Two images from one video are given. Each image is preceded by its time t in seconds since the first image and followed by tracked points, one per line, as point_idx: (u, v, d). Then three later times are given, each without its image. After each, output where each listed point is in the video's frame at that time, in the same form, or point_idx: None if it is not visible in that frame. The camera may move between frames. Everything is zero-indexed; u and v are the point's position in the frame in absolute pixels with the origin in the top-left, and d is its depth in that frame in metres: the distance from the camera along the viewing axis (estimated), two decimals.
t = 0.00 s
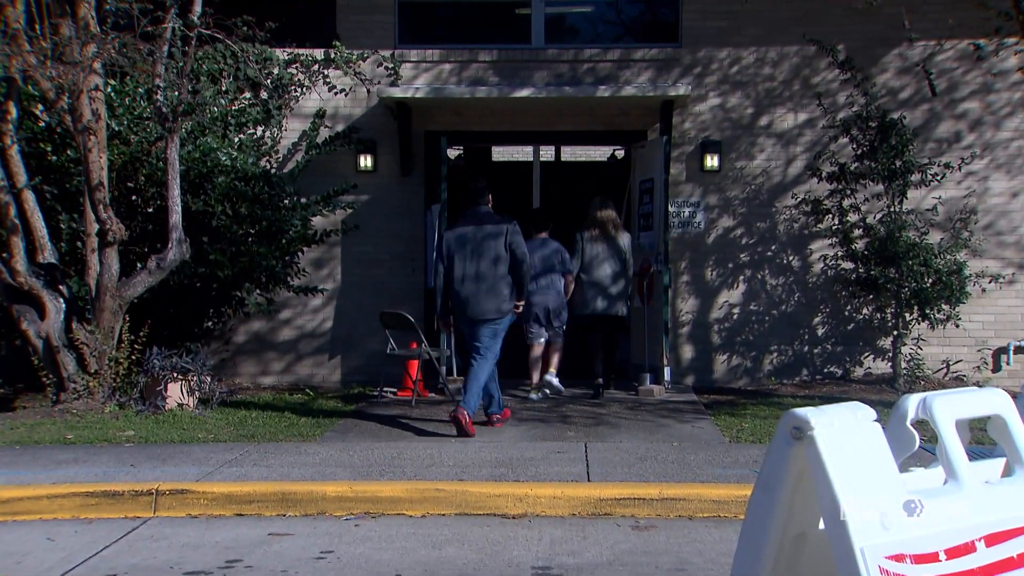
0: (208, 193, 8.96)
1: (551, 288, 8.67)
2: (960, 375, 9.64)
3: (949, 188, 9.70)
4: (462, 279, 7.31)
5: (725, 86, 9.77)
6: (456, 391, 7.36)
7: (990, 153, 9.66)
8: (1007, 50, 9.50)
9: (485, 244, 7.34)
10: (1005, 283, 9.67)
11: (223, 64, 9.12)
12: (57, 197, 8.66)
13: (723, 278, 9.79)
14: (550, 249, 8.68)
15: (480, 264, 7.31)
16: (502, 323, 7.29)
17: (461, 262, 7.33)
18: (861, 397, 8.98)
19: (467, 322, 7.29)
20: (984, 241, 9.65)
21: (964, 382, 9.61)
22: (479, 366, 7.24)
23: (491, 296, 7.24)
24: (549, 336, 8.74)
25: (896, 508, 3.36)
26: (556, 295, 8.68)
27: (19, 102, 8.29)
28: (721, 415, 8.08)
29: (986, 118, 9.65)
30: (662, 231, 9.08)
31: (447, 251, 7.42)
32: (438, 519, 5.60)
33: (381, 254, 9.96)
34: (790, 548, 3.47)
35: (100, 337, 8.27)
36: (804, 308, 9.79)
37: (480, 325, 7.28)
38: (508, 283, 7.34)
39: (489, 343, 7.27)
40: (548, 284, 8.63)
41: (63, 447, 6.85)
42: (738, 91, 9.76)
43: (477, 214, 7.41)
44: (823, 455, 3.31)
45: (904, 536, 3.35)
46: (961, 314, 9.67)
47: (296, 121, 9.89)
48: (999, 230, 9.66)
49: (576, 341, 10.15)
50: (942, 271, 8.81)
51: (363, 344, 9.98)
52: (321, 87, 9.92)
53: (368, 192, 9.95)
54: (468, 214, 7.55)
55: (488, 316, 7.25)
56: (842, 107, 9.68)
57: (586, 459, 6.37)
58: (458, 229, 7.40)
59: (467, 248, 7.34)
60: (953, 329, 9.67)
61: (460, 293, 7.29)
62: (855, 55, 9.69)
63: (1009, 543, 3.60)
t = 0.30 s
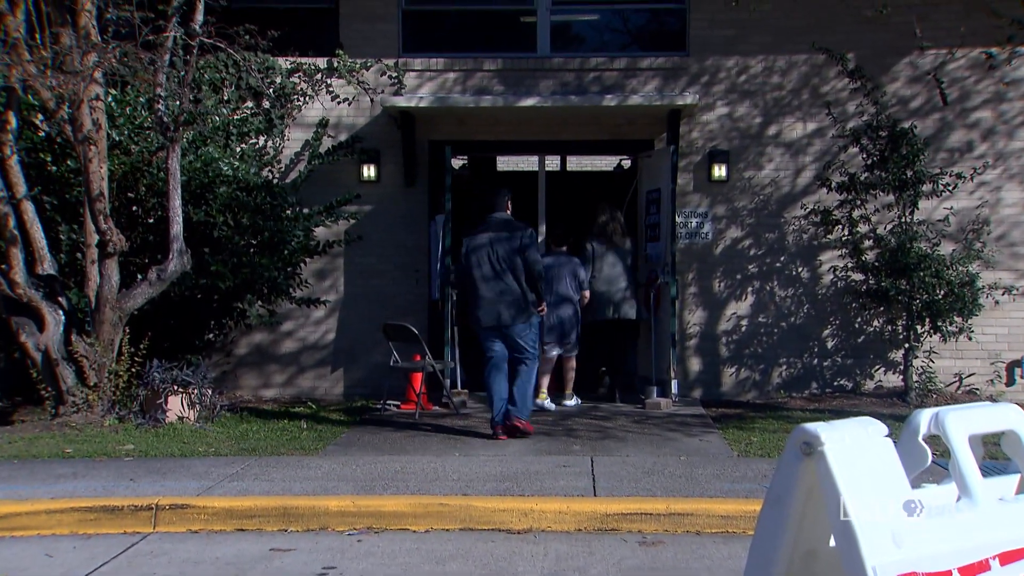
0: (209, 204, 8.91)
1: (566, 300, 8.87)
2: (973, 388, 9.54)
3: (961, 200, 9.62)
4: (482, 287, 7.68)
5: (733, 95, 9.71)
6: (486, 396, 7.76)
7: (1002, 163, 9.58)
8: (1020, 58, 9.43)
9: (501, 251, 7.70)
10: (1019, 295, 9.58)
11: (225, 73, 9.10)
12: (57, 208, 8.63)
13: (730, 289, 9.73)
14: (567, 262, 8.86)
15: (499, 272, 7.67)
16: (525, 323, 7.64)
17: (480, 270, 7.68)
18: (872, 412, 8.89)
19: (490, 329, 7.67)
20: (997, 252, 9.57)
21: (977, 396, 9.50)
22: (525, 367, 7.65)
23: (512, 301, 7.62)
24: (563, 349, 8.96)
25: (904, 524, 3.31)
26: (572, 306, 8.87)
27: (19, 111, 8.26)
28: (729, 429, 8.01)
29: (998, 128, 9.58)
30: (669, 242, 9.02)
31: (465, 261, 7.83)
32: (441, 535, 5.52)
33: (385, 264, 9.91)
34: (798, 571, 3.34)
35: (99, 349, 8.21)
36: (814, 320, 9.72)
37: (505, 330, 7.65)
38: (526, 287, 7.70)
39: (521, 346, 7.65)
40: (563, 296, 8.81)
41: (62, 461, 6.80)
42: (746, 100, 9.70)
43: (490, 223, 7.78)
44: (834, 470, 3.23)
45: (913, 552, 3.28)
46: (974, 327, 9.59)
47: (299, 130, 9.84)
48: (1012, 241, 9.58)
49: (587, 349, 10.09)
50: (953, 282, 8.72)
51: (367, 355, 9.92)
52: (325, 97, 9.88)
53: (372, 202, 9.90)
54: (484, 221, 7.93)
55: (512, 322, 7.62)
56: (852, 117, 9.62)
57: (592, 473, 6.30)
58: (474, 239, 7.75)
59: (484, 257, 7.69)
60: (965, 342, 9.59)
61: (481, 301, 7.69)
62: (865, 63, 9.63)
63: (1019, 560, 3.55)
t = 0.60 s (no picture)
0: (213, 210, 8.90)
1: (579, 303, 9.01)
2: (978, 395, 9.51)
3: (967, 206, 9.60)
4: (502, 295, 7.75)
5: (737, 101, 9.70)
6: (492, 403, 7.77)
7: (1008, 169, 9.56)
8: None
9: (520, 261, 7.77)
10: None
11: (229, 78, 9.10)
12: (60, 214, 8.63)
13: (735, 296, 9.71)
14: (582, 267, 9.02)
15: (518, 281, 7.73)
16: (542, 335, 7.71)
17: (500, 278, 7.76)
18: (877, 418, 8.86)
19: (508, 338, 7.71)
20: (1003, 259, 9.54)
21: (983, 404, 9.47)
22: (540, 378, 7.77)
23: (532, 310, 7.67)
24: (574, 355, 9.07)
25: (913, 534, 3.27)
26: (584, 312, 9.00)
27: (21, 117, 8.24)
28: (734, 436, 7.98)
29: (1004, 134, 9.56)
30: (673, 248, 9.00)
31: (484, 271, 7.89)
32: (445, 543, 5.50)
33: (388, 270, 9.90)
34: None
35: (102, 356, 8.22)
36: (818, 326, 9.69)
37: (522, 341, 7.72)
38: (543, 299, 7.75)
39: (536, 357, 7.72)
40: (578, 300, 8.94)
41: (65, 468, 6.79)
42: (750, 106, 9.69)
43: (509, 234, 7.85)
44: (840, 478, 3.20)
45: (921, 563, 3.24)
46: (979, 334, 9.56)
47: (302, 136, 9.85)
48: (1018, 248, 9.55)
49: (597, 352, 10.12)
50: (958, 289, 8.70)
51: (370, 361, 9.90)
52: (328, 103, 9.90)
53: (376, 208, 9.89)
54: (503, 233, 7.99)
55: (530, 329, 7.68)
56: (857, 122, 9.61)
57: (596, 480, 6.27)
58: (494, 249, 7.84)
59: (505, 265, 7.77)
60: (971, 349, 9.55)
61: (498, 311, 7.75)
62: (870, 69, 9.62)
63: None
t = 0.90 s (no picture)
0: (214, 210, 8.90)
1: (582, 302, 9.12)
2: (979, 396, 9.50)
3: (968, 206, 9.59)
4: (518, 291, 8.10)
5: (738, 102, 9.71)
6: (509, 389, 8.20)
7: (1009, 170, 9.55)
8: None
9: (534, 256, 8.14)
10: None
11: (230, 79, 9.10)
12: (60, 214, 8.63)
13: (735, 296, 9.70)
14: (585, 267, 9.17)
15: (531, 276, 8.10)
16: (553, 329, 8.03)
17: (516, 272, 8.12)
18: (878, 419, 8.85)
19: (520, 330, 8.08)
20: (1004, 259, 9.53)
21: (984, 405, 9.46)
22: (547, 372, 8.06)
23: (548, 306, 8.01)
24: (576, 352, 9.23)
25: (914, 536, 3.26)
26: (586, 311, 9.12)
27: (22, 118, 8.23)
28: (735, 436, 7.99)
29: (1005, 134, 9.55)
30: (674, 250, 9.00)
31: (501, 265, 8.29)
32: (445, 544, 5.50)
33: (388, 270, 9.90)
34: None
35: (103, 356, 8.22)
36: (819, 327, 9.69)
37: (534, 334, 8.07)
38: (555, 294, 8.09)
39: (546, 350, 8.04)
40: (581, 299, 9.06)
41: (65, 468, 6.79)
42: (750, 107, 9.69)
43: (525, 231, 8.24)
44: (840, 479, 3.20)
45: (922, 565, 3.23)
46: (980, 334, 9.55)
47: (303, 137, 9.85)
48: (1019, 248, 9.54)
49: (598, 350, 10.25)
50: (959, 289, 8.70)
51: (370, 362, 9.90)
52: (329, 104, 9.91)
53: (376, 209, 9.90)
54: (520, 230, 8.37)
55: (544, 322, 8.01)
56: (858, 123, 9.61)
57: (597, 481, 6.27)
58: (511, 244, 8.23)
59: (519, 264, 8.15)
60: (972, 350, 9.55)
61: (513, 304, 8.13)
62: (871, 70, 9.62)
63: None
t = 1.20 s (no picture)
0: (214, 210, 8.90)
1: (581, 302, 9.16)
2: (979, 395, 9.50)
3: (968, 206, 9.59)
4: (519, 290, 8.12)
5: (738, 102, 9.71)
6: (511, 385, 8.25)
7: (1009, 170, 9.55)
8: None
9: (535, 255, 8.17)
10: None
11: (230, 79, 9.09)
12: (60, 214, 8.63)
13: (735, 296, 9.71)
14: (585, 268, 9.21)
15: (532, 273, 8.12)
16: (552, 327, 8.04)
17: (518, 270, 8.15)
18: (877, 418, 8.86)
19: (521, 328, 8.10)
20: (1003, 259, 9.53)
21: (984, 404, 9.46)
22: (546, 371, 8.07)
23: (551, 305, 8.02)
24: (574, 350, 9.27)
25: (913, 536, 3.26)
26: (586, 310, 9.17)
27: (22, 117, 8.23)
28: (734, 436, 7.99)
29: (1004, 134, 9.56)
30: (674, 250, 9.00)
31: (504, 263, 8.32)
32: (445, 544, 5.50)
33: (388, 270, 9.90)
34: None
35: (103, 356, 8.22)
36: (818, 326, 9.69)
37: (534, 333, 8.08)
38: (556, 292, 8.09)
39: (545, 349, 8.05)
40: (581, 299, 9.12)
41: (66, 468, 6.79)
42: (750, 107, 9.70)
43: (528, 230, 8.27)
44: (840, 480, 3.20)
45: (921, 566, 3.23)
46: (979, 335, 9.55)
47: (303, 137, 9.85)
48: (1018, 249, 9.55)
49: (599, 349, 10.30)
50: (959, 289, 8.70)
51: (370, 362, 9.90)
52: (329, 104, 9.91)
53: (376, 209, 9.90)
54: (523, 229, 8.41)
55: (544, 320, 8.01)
56: (858, 123, 9.61)
57: (597, 481, 6.27)
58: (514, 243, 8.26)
59: (525, 264, 8.18)
60: (971, 350, 9.55)
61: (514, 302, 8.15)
62: (871, 70, 9.62)
63: None
